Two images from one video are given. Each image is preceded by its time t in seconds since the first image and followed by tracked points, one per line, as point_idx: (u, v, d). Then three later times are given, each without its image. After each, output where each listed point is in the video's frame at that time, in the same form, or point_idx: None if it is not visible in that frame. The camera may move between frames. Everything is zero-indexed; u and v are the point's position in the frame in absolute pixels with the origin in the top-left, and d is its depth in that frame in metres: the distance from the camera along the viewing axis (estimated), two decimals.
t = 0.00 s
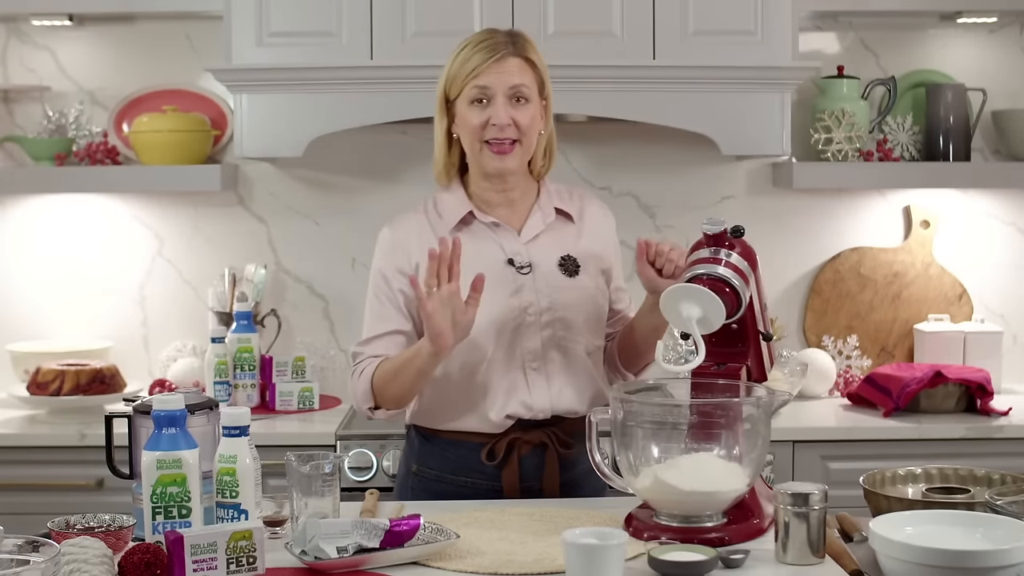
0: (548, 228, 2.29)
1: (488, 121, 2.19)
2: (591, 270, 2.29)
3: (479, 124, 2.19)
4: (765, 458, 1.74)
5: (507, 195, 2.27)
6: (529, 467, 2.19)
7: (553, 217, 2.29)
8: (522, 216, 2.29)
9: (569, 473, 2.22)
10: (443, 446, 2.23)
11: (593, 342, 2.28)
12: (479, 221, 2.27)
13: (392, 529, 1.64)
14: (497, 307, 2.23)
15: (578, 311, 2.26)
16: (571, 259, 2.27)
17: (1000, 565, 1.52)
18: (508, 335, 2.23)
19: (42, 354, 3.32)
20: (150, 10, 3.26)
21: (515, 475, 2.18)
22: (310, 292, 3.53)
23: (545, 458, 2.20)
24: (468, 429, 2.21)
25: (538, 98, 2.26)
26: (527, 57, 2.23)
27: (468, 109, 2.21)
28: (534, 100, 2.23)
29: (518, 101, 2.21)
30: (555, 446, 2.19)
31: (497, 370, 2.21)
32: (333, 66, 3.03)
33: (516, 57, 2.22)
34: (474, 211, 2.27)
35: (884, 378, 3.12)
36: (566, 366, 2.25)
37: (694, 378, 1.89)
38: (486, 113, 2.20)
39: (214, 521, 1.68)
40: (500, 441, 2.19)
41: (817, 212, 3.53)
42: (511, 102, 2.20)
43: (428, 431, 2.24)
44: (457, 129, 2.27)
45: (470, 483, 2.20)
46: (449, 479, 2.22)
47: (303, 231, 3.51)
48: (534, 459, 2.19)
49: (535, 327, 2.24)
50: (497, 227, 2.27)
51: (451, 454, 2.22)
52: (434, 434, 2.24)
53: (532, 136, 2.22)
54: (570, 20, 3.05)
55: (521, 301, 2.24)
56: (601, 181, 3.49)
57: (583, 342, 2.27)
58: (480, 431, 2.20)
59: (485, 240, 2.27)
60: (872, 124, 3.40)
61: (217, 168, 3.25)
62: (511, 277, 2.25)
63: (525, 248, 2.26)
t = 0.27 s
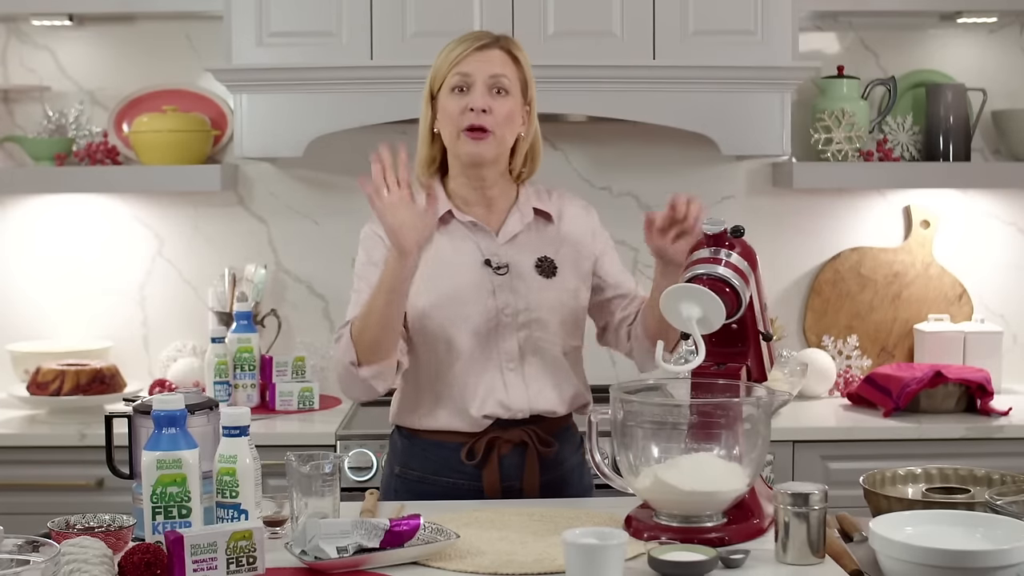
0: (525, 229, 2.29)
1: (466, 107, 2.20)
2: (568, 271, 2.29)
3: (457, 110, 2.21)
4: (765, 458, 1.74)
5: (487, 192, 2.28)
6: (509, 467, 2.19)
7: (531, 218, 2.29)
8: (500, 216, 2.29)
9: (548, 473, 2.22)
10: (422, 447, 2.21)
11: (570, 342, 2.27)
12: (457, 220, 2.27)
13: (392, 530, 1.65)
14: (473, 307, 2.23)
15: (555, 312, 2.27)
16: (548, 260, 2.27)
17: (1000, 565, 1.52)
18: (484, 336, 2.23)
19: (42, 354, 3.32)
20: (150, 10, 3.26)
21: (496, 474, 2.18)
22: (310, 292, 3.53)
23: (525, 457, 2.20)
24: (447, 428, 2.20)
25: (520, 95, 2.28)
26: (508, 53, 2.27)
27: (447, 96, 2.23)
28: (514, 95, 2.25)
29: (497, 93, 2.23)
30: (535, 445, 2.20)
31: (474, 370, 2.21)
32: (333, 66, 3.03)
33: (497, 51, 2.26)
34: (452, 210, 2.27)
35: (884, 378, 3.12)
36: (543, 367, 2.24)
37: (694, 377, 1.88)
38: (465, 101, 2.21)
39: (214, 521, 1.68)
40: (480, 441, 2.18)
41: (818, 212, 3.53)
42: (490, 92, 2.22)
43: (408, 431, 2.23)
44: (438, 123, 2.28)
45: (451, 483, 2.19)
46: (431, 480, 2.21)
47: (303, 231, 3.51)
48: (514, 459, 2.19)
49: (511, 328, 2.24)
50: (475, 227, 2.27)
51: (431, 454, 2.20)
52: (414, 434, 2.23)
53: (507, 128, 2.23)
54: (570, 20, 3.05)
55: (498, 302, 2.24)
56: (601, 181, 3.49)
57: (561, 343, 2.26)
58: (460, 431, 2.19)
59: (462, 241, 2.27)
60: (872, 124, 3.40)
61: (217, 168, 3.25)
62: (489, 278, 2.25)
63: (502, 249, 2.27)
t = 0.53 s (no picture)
0: (520, 237, 2.30)
1: (461, 125, 2.19)
2: (561, 279, 2.29)
3: (452, 127, 2.20)
4: (765, 458, 1.74)
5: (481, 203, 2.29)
6: (486, 470, 2.19)
7: (526, 225, 2.30)
8: (494, 225, 2.30)
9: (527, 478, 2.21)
10: (404, 446, 2.24)
11: (556, 350, 2.28)
12: (451, 227, 2.28)
13: (392, 529, 1.64)
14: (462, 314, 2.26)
15: (543, 320, 2.28)
16: (540, 268, 2.28)
17: (1000, 565, 1.52)
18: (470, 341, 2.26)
19: (42, 354, 3.32)
20: (150, 10, 3.26)
21: (472, 474, 2.19)
22: (310, 292, 3.53)
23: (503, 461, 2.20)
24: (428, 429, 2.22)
25: (518, 109, 2.26)
26: (509, 67, 2.24)
27: (444, 112, 2.22)
28: (512, 111, 2.23)
29: (494, 110, 2.21)
30: (513, 448, 2.19)
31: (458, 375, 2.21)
32: (333, 66, 3.03)
33: (498, 66, 2.23)
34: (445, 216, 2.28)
35: (884, 378, 3.12)
36: (527, 375, 2.26)
37: (694, 378, 1.88)
38: (460, 117, 2.20)
39: (214, 521, 1.68)
40: (456, 441, 2.20)
41: (818, 212, 3.53)
42: (486, 109, 2.21)
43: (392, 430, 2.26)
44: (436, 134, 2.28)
45: (430, 482, 2.21)
46: (411, 477, 2.23)
47: (303, 231, 3.51)
48: (492, 461, 2.20)
49: (498, 334, 2.27)
50: (467, 233, 2.28)
51: (412, 452, 2.23)
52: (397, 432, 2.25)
53: (503, 144, 2.21)
54: (569, 20, 3.05)
55: (485, 309, 2.27)
56: (601, 181, 3.49)
57: (547, 351, 2.27)
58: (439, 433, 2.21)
59: (457, 246, 2.28)
60: (872, 124, 3.40)
61: (217, 168, 3.24)
62: (479, 284, 2.27)
63: (494, 255, 2.28)
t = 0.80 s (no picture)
0: (521, 240, 2.29)
1: (467, 138, 2.16)
2: (560, 283, 2.28)
3: (458, 139, 2.17)
4: (765, 458, 1.74)
5: (484, 208, 2.28)
6: (474, 470, 2.20)
7: (527, 229, 2.29)
8: (496, 229, 2.29)
9: (515, 480, 2.22)
10: (398, 442, 2.26)
11: (551, 354, 2.27)
12: (451, 228, 2.28)
13: (392, 529, 1.64)
14: (457, 315, 2.26)
15: (538, 324, 2.26)
16: (538, 272, 2.27)
17: (1000, 565, 1.52)
18: (464, 343, 2.26)
19: (42, 354, 3.32)
20: (150, 10, 3.26)
21: (459, 474, 2.20)
22: (310, 292, 3.53)
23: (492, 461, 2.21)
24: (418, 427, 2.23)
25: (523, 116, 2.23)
26: (515, 76, 2.21)
27: (449, 123, 2.19)
28: (518, 120, 2.21)
29: (499, 121, 2.18)
30: (502, 450, 2.20)
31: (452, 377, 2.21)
32: (333, 65, 3.03)
33: (504, 75, 2.20)
34: (446, 219, 2.28)
35: (884, 378, 3.12)
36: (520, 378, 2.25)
37: (694, 377, 1.88)
38: (465, 128, 2.17)
39: (214, 521, 1.68)
40: (445, 440, 2.21)
41: (818, 212, 3.52)
42: (493, 121, 2.18)
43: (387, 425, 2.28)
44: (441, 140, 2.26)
45: (420, 479, 2.23)
46: (403, 475, 2.26)
47: (304, 231, 3.51)
48: (480, 462, 2.20)
49: (493, 337, 2.26)
50: (468, 236, 2.28)
51: (404, 449, 2.25)
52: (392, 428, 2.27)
53: (510, 155, 2.19)
54: (570, 20, 3.05)
55: (481, 311, 2.26)
56: (602, 181, 3.49)
57: (540, 355, 2.26)
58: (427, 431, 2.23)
59: (456, 248, 2.28)
60: (872, 124, 3.40)
61: (217, 168, 3.24)
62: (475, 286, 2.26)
63: (493, 258, 2.27)
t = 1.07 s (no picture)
0: (523, 242, 2.28)
1: (469, 141, 2.16)
2: (561, 285, 2.28)
3: (460, 142, 2.17)
4: (765, 458, 1.74)
5: (486, 211, 2.28)
6: (477, 472, 2.20)
7: (529, 231, 2.28)
8: (498, 231, 2.29)
9: (517, 482, 2.21)
10: (399, 444, 2.26)
11: (553, 357, 2.26)
12: (452, 231, 2.28)
13: (392, 530, 1.64)
14: (459, 318, 2.26)
15: (540, 327, 2.26)
16: (540, 273, 2.27)
17: (1000, 565, 1.52)
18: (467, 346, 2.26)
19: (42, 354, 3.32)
20: (150, 10, 3.26)
21: (462, 475, 2.19)
22: (310, 292, 3.53)
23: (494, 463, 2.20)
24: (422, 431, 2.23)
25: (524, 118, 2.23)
26: (516, 78, 2.21)
27: (451, 126, 2.18)
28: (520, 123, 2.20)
29: (501, 124, 2.18)
30: (504, 451, 2.20)
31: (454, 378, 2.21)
32: (333, 65, 3.03)
33: (505, 77, 2.20)
34: (448, 222, 2.28)
35: (884, 378, 3.12)
36: (522, 380, 2.25)
37: (694, 377, 1.88)
38: (467, 132, 2.17)
39: (214, 521, 1.68)
40: (448, 441, 2.21)
41: (818, 212, 3.52)
42: (495, 124, 2.17)
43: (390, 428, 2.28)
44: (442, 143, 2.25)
45: (422, 480, 2.22)
46: (405, 476, 2.25)
47: (304, 231, 3.51)
48: (482, 464, 2.20)
49: (495, 340, 2.26)
50: (470, 239, 2.28)
51: (406, 450, 2.24)
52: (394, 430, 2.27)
53: (513, 158, 2.19)
54: (570, 20, 3.05)
55: (483, 313, 2.26)
56: (601, 181, 3.49)
57: (543, 358, 2.26)
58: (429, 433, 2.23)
59: (457, 251, 2.28)
60: (872, 124, 3.40)
61: (216, 168, 3.25)
62: (477, 289, 2.26)
63: (495, 260, 2.27)
